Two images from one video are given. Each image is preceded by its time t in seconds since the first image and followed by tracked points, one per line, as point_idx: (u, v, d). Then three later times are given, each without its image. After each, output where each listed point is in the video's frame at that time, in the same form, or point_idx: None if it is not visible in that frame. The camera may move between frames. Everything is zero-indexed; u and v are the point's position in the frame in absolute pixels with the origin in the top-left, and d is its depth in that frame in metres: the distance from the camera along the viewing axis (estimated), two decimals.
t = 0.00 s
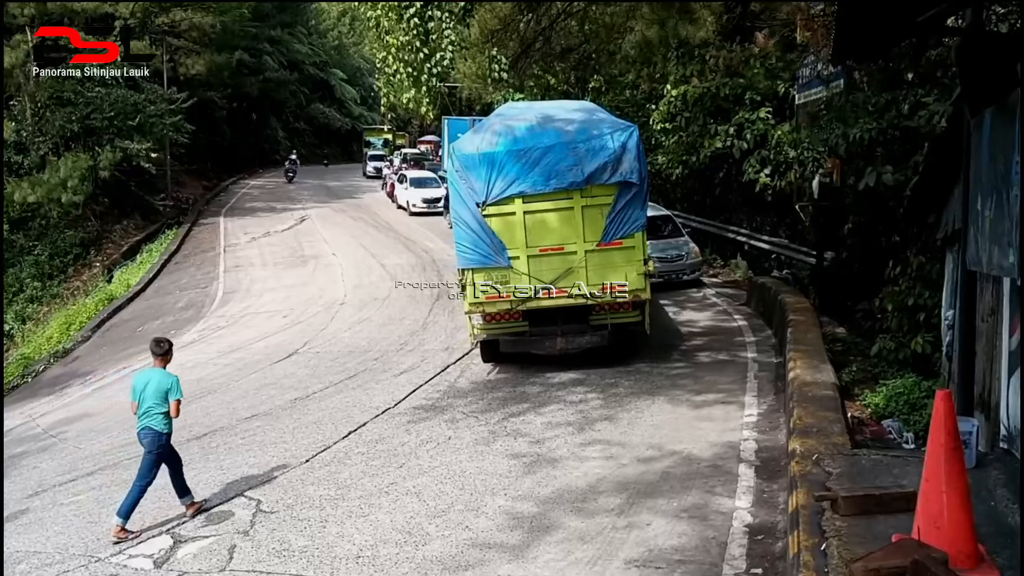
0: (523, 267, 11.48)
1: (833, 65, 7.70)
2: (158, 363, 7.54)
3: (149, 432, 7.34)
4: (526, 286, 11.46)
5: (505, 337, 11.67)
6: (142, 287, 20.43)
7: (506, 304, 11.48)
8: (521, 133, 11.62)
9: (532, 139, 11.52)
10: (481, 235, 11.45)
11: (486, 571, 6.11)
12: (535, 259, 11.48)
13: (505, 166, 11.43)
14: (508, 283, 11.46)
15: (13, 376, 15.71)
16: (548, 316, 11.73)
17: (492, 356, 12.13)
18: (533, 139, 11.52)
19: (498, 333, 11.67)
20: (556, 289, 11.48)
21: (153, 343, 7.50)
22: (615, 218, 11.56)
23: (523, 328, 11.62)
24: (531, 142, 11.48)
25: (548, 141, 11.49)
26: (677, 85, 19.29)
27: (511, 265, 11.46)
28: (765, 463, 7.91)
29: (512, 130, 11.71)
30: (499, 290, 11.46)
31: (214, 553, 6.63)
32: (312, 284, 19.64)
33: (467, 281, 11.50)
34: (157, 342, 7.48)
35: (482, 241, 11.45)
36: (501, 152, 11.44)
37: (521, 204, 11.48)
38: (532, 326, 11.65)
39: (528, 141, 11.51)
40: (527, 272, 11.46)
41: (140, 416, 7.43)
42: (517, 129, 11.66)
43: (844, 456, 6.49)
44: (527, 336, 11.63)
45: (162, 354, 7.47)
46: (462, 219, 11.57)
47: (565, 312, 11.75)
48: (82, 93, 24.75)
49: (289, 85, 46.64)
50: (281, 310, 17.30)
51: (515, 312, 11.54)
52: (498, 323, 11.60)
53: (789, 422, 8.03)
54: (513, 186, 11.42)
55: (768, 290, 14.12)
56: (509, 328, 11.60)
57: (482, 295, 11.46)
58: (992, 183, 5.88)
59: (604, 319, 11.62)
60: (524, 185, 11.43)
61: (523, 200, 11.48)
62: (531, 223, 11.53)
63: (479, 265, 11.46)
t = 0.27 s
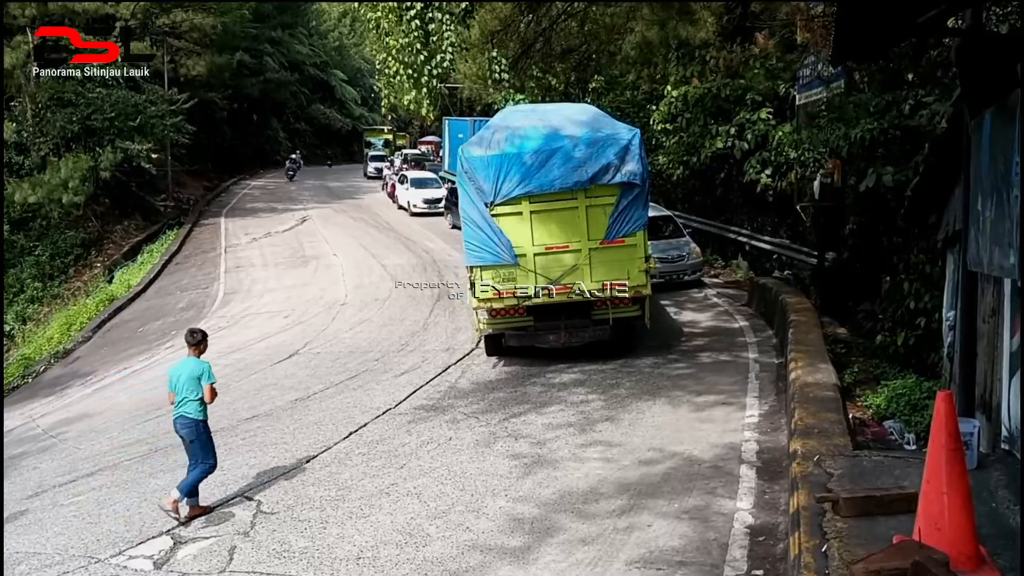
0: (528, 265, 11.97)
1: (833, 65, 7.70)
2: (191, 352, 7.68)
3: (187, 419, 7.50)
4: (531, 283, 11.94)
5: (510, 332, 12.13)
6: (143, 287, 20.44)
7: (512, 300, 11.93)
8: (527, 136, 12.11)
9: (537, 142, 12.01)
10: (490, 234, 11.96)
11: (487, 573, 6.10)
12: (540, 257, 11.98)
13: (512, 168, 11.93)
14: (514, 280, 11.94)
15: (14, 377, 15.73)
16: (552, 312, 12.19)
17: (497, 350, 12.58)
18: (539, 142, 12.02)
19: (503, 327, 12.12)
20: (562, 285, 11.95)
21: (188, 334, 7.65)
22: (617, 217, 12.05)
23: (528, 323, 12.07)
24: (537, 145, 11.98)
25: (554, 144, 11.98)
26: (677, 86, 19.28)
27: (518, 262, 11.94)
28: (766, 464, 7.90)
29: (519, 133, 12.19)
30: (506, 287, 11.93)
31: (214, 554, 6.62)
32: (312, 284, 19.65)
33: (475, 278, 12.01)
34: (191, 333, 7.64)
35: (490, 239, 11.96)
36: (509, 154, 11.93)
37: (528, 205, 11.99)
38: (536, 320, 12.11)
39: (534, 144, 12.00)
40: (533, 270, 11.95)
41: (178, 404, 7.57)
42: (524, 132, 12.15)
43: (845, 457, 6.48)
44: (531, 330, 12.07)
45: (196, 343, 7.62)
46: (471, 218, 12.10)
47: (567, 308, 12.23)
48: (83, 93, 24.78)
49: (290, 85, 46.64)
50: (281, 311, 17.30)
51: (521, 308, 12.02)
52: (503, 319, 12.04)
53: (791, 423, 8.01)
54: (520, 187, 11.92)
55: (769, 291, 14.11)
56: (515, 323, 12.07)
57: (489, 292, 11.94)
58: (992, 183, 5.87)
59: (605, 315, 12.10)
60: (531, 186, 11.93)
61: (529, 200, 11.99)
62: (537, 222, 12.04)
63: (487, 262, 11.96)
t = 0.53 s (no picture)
0: (534, 260, 12.19)
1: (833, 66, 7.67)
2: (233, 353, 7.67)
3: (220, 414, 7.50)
4: (537, 278, 12.17)
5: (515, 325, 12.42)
6: (145, 289, 20.44)
7: (518, 294, 12.18)
8: (533, 134, 12.26)
9: (543, 141, 12.17)
10: (497, 231, 12.19)
11: None
12: (546, 253, 12.19)
13: (518, 167, 12.12)
14: (520, 275, 12.18)
15: (15, 379, 15.72)
16: (556, 307, 12.42)
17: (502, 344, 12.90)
18: (545, 140, 12.19)
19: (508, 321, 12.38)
20: (566, 279, 12.18)
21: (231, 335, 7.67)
22: (619, 214, 12.28)
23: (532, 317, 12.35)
24: (542, 144, 12.14)
25: (559, 143, 12.14)
26: (679, 86, 19.22)
27: (524, 258, 12.18)
28: (768, 466, 7.88)
29: (524, 131, 12.35)
30: (512, 282, 12.17)
31: (216, 557, 6.61)
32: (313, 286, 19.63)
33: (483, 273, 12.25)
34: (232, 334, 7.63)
35: (497, 236, 12.20)
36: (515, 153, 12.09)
37: (534, 202, 12.17)
38: (540, 314, 12.37)
39: (539, 143, 12.16)
40: (539, 265, 12.17)
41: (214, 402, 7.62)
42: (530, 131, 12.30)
43: (847, 459, 6.46)
44: (536, 324, 12.37)
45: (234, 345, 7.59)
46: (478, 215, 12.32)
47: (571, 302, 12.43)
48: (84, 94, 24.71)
49: (291, 87, 46.59)
50: (283, 312, 17.29)
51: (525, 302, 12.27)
52: (508, 312, 12.30)
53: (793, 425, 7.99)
54: (526, 185, 12.12)
55: (771, 291, 14.08)
56: (520, 317, 12.33)
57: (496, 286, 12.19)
58: (993, 182, 5.85)
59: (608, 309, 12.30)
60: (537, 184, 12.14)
61: (535, 198, 12.17)
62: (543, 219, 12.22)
63: (494, 258, 12.22)
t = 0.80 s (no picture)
0: (541, 257, 12.49)
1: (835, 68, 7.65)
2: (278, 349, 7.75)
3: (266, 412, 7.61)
4: (543, 275, 12.46)
5: (521, 320, 12.74)
6: (147, 290, 20.45)
7: (524, 290, 12.49)
8: (539, 135, 12.51)
9: (549, 142, 12.43)
10: (504, 229, 12.46)
11: None
12: (552, 250, 12.48)
13: (525, 167, 12.37)
14: (526, 271, 12.46)
15: (17, 380, 15.74)
16: (560, 302, 12.72)
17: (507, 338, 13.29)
18: (551, 141, 12.45)
19: (513, 316, 12.70)
20: (571, 275, 12.48)
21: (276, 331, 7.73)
22: (622, 213, 12.59)
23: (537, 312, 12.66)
24: (549, 145, 12.40)
25: (564, 144, 12.41)
26: (682, 87, 19.19)
27: (531, 255, 12.45)
28: (772, 468, 7.86)
29: (531, 132, 12.59)
30: (518, 278, 12.46)
31: (219, 559, 6.61)
32: (316, 287, 19.63)
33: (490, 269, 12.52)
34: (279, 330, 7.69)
35: (504, 233, 12.46)
36: (522, 154, 12.34)
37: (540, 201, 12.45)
38: (545, 310, 12.69)
39: (545, 144, 12.41)
40: (545, 262, 12.46)
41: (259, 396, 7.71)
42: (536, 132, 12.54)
43: (851, 460, 6.44)
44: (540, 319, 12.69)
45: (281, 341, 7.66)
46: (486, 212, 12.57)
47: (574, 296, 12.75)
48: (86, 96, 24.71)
49: (294, 88, 46.59)
50: (286, 314, 17.29)
51: (530, 298, 12.57)
52: (513, 308, 12.62)
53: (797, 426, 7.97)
54: (532, 185, 12.39)
55: (774, 292, 14.06)
56: (525, 312, 12.64)
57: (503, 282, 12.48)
58: (995, 184, 5.83)
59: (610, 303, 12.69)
60: (543, 183, 12.41)
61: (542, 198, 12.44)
62: (549, 218, 12.51)
63: (501, 255, 12.50)
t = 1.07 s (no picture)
0: (547, 254, 12.65)
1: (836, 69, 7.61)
2: (313, 345, 7.78)
3: (298, 407, 7.58)
4: (549, 271, 12.63)
5: (525, 315, 12.94)
6: (150, 291, 20.46)
7: (530, 286, 12.64)
8: (545, 137, 12.74)
9: (555, 143, 12.66)
10: (512, 227, 12.57)
11: None
12: (558, 247, 12.66)
13: (533, 166, 12.56)
14: (533, 267, 12.60)
15: (20, 382, 15.75)
16: (562, 299, 12.95)
17: (509, 332, 13.56)
18: (557, 142, 12.68)
19: (518, 311, 12.87)
20: (575, 272, 12.69)
21: (313, 326, 7.76)
22: (625, 212, 12.81)
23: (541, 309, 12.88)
24: (555, 146, 12.63)
25: (570, 145, 12.65)
26: (684, 88, 19.14)
27: (537, 252, 12.60)
28: (775, 469, 7.85)
29: (537, 134, 12.83)
30: (524, 274, 12.62)
31: (221, 561, 6.60)
32: (318, 288, 19.62)
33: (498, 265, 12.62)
34: (317, 325, 7.71)
35: (512, 232, 12.57)
36: (530, 153, 12.54)
37: (547, 200, 12.63)
38: (548, 305, 12.88)
39: (552, 145, 12.65)
40: (550, 258, 12.63)
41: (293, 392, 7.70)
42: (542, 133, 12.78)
43: (854, 462, 6.42)
44: (543, 314, 12.87)
45: (319, 337, 7.69)
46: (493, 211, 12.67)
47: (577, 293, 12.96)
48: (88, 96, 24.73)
49: (297, 89, 46.65)
50: (289, 315, 17.30)
51: (535, 294, 12.75)
52: (517, 303, 12.77)
53: (800, 428, 7.94)
54: (539, 184, 12.58)
55: (776, 293, 14.02)
56: (530, 308, 12.83)
57: (509, 278, 12.62)
58: (997, 186, 5.81)
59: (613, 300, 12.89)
60: (550, 183, 12.62)
61: (548, 196, 12.63)
62: (555, 216, 12.69)
63: (509, 252, 12.59)
